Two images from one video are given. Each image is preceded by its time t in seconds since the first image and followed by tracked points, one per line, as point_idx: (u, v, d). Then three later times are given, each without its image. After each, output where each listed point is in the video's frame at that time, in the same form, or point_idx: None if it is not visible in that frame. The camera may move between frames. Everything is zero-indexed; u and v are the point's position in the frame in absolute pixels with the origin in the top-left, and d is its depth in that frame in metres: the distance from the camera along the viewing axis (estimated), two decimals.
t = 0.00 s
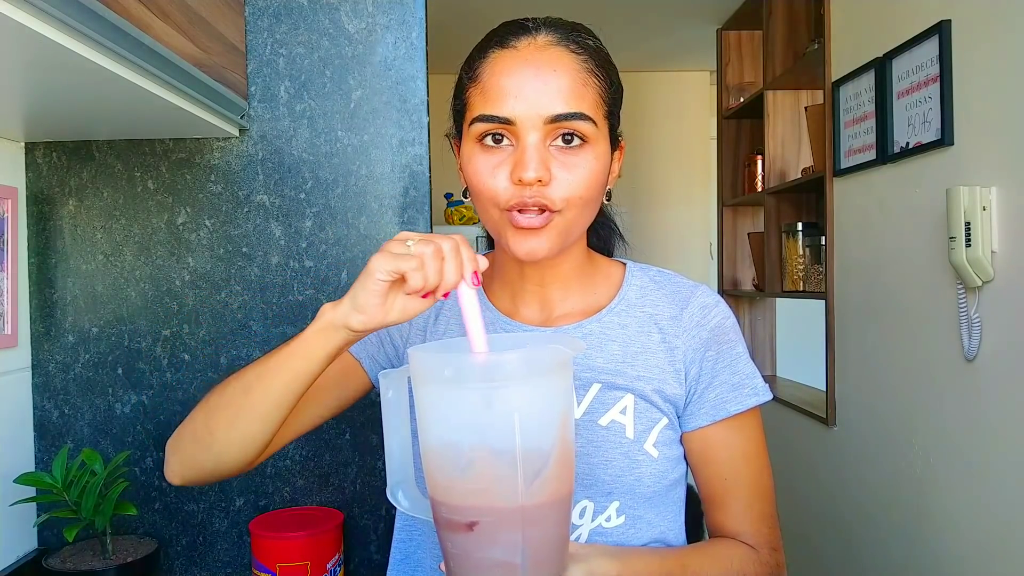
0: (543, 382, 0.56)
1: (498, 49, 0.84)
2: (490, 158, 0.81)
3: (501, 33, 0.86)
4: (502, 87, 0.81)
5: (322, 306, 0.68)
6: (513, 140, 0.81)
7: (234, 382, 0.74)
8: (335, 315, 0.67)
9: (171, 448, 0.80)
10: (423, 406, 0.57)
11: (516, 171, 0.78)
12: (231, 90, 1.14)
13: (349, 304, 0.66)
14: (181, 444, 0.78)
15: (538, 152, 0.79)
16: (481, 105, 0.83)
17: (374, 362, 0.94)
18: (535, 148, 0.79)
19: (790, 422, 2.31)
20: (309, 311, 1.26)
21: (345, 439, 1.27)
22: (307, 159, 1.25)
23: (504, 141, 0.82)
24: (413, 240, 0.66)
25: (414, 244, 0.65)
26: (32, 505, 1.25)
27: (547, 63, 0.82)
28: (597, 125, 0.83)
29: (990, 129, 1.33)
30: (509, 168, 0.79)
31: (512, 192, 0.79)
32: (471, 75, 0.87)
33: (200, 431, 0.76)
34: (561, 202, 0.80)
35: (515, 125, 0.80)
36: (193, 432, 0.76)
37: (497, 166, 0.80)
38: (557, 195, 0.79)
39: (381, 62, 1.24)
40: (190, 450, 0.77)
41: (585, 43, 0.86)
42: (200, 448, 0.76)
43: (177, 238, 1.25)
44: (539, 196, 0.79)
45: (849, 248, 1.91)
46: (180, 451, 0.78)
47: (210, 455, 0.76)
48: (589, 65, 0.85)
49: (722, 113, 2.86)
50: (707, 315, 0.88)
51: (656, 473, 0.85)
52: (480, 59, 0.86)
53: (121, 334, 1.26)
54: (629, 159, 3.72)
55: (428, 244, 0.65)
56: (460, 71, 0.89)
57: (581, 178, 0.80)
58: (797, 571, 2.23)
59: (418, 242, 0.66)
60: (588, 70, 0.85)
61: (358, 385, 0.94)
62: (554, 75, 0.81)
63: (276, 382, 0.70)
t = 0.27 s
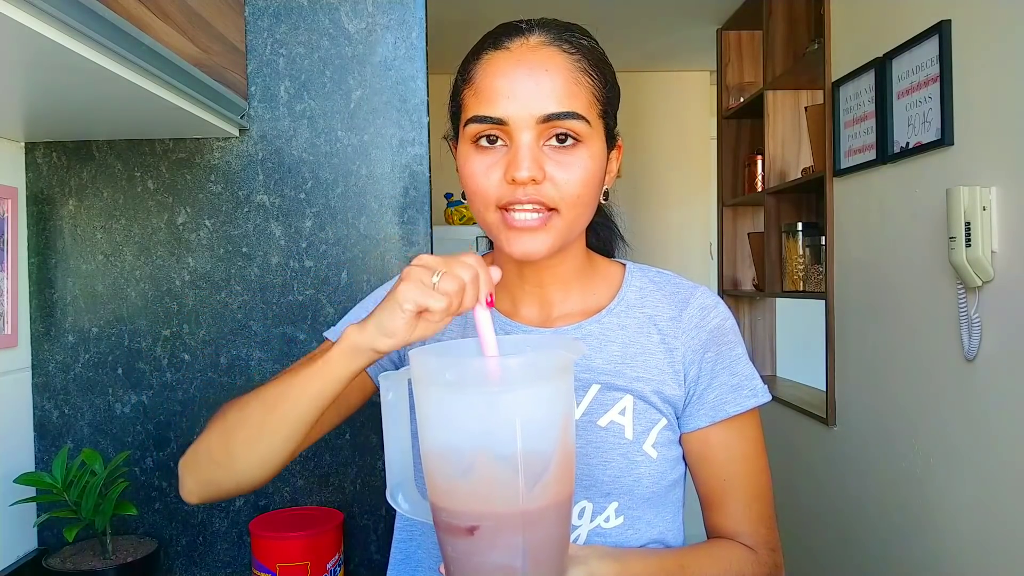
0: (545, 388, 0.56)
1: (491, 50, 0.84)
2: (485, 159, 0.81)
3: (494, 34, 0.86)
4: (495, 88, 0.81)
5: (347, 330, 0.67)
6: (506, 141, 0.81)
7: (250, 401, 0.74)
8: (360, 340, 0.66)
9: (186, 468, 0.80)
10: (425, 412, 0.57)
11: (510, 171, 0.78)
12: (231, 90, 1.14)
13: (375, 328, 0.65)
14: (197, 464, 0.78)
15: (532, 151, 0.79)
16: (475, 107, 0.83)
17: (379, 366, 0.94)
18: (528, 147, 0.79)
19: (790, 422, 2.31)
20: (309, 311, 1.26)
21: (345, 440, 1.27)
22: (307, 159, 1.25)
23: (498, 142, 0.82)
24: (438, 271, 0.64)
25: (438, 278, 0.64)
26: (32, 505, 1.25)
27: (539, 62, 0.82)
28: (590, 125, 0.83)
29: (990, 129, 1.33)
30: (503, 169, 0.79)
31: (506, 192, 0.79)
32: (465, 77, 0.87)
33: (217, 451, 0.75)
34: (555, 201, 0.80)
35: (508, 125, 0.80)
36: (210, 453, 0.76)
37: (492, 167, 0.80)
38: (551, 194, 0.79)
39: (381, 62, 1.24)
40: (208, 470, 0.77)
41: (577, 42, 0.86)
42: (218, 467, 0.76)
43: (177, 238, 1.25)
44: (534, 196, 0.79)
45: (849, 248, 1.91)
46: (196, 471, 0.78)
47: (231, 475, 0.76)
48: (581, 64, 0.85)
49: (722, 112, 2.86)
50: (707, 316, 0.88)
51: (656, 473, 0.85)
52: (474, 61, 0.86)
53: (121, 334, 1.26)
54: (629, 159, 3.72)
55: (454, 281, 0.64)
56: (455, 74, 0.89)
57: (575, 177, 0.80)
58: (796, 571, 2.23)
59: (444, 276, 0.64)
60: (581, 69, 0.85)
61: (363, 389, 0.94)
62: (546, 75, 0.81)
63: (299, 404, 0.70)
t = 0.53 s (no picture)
0: (544, 379, 0.56)
1: (489, 50, 0.84)
2: (485, 159, 0.81)
3: (492, 34, 0.86)
4: (494, 88, 0.81)
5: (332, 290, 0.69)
6: (507, 140, 0.81)
7: (249, 387, 0.74)
8: (347, 297, 0.68)
9: (191, 468, 0.79)
10: (425, 400, 0.57)
11: (511, 170, 0.78)
12: (231, 90, 1.14)
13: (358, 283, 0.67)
14: (201, 461, 0.77)
15: (532, 151, 0.79)
16: (474, 107, 0.83)
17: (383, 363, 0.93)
18: (528, 147, 0.79)
19: (790, 422, 2.31)
20: (309, 311, 1.26)
21: (345, 440, 1.27)
22: (307, 159, 1.25)
23: (498, 142, 0.81)
24: (409, 208, 0.67)
25: (409, 214, 0.66)
26: (32, 505, 1.25)
27: (537, 62, 0.82)
28: (589, 123, 0.83)
29: (990, 130, 1.33)
30: (504, 168, 0.79)
31: (507, 192, 0.79)
32: (463, 79, 0.87)
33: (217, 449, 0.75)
34: (557, 200, 0.80)
35: (508, 125, 0.80)
36: (212, 447, 0.75)
37: (492, 167, 0.80)
38: (552, 193, 0.79)
39: (381, 62, 1.24)
40: (211, 466, 0.76)
41: (574, 41, 0.86)
42: (220, 461, 0.75)
43: (177, 238, 1.25)
44: (535, 195, 0.79)
45: (849, 248, 1.91)
46: (200, 469, 0.77)
47: (231, 467, 0.75)
48: (578, 63, 0.85)
49: (722, 113, 2.86)
50: (707, 314, 0.88)
51: (657, 471, 0.85)
52: (472, 62, 0.86)
53: (121, 334, 1.26)
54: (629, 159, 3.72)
55: (424, 214, 0.66)
56: (453, 75, 0.89)
57: (576, 176, 0.80)
58: (797, 571, 2.23)
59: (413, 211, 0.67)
60: (579, 68, 0.85)
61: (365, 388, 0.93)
62: (545, 74, 0.81)
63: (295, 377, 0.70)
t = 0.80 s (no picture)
0: (544, 385, 0.56)
1: (502, 48, 0.84)
2: (493, 157, 0.81)
3: (505, 33, 0.85)
4: (506, 87, 0.81)
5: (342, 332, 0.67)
6: (515, 140, 0.81)
7: (250, 412, 0.74)
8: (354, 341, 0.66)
9: (194, 481, 0.80)
10: (425, 409, 0.57)
11: (519, 170, 0.78)
12: (232, 90, 1.15)
13: (369, 330, 0.65)
14: (205, 477, 0.78)
15: (540, 152, 0.79)
16: (484, 104, 0.83)
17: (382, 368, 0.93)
18: (537, 147, 0.79)
19: (790, 422, 2.31)
20: (309, 311, 1.26)
21: (345, 440, 1.27)
22: (307, 159, 1.25)
23: (507, 141, 0.81)
24: (428, 270, 0.62)
25: (429, 278, 0.62)
26: (32, 505, 1.25)
27: (550, 63, 0.82)
28: (598, 127, 0.83)
29: (990, 129, 1.33)
30: (511, 167, 0.79)
31: (513, 191, 0.79)
32: (474, 75, 0.87)
33: (223, 459, 0.75)
34: (563, 202, 0.80)
35: (518, 125, 0.80)
36: (216, 465, 0.76)
37: (500, 165, 0.80)
38: (559, 195, 0.79)
39: (381, 62, 1.24)
40: (216, 482, 0.77)
41: (586, 43, 0.86)
42: (226, 479, 0.76)
43: (177, 238, 1.25)
44: (541, 195, 0.79)
45: (849, 248, 1.91)
46: (205, 483, 0.78)
47: (239, 485, 0.76)
48: (590, 66, 0.85)
49: (722, 113, 2.86)
50: (707, 315, 0.88)
51: (657, 472, 0.85)
52: (484, 59, 0.85)
53: (121, 334, 1.26)
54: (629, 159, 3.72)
55: (442, 280, 0.62)
56: (463, 71, 0.89)
57: (582, 179, 0.80)
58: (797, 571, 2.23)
59: (432, 275, 0.62)
60: (590, 72, 0.85)
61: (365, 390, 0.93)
62: (557, 76, 0.81)
63: (299, 412, 0.70)
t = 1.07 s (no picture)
0: (547, 384, 0.56)
1: (503, 46, 0.84)
2: (493, 155, 0.81)
3: (507, 30, 0.85)
4: (506, 84, 0.81)
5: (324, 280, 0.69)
6: (515, 137, 0.81)
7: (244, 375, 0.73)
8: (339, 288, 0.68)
9: (186, 460, 0.78)
10: (428, 405, 0.57)
11: (518, 168, 0.78)
12: (231, 90, 1.15)
13: (349, 273, 0.68)
14: (195, 452, 0.76)
15: (540, 150, 0.79)
16: (485, 102, 0.83)
17: (383, 359, 0.92)
18: (537, 146, 0.79)
19: (790, 422, 2.31)
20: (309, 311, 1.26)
21: (345, 439, 1.27)
22: (307, 159, 1.25)
23: (507, 139, 0.81)
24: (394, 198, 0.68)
25: (395, 203, 0.67)
26: (32, 505, 1.25)
27: (551, 61, 0.82)
28: (599, 125, 0.83)
29: (989, 129, 1.33)
30: (511, 165, 0.80)
31: (512, 189, 0.79)
32: (477, 72, 0.87)
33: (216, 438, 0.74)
34: (561, 201, 0.80)
35: (517, 122, 0.80)
36: (207, 436, 0.74)
37: (500, 163, 0.80)
38: (557, 193, 0.79)
39: (381, 62, 1.24)
40: (206, 456, 0.75)
41: (589, 42, 0.86)
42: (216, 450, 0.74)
43: (177, 238, 1.25)
44: (540, 194, 0.79)
45: (849, 248, 1.91)
46: (195, 459, 0.76)
47: (228, 455, 0.74)
48: (592, 65, 0.85)
49: (722, 113, 2.86)
50: (708, 316, 0.88)
51: (656, 471, 0.85)
52: (486, 56, 0.85)
53: (121, 334, 1.26)
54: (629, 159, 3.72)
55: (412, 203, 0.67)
56: (466, 68, 0.89)
57: (582, 178, 0.80)
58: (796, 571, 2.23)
59: (400, 200, 0.68)
60: (592, 70, 0.84)
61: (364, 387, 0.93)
62: (558, 74, 0.81)
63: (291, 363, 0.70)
